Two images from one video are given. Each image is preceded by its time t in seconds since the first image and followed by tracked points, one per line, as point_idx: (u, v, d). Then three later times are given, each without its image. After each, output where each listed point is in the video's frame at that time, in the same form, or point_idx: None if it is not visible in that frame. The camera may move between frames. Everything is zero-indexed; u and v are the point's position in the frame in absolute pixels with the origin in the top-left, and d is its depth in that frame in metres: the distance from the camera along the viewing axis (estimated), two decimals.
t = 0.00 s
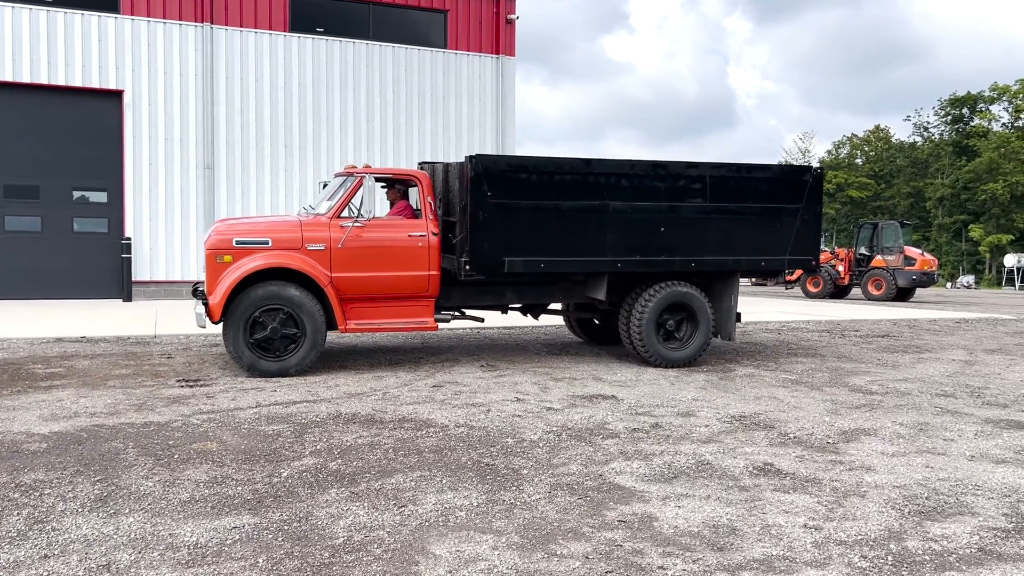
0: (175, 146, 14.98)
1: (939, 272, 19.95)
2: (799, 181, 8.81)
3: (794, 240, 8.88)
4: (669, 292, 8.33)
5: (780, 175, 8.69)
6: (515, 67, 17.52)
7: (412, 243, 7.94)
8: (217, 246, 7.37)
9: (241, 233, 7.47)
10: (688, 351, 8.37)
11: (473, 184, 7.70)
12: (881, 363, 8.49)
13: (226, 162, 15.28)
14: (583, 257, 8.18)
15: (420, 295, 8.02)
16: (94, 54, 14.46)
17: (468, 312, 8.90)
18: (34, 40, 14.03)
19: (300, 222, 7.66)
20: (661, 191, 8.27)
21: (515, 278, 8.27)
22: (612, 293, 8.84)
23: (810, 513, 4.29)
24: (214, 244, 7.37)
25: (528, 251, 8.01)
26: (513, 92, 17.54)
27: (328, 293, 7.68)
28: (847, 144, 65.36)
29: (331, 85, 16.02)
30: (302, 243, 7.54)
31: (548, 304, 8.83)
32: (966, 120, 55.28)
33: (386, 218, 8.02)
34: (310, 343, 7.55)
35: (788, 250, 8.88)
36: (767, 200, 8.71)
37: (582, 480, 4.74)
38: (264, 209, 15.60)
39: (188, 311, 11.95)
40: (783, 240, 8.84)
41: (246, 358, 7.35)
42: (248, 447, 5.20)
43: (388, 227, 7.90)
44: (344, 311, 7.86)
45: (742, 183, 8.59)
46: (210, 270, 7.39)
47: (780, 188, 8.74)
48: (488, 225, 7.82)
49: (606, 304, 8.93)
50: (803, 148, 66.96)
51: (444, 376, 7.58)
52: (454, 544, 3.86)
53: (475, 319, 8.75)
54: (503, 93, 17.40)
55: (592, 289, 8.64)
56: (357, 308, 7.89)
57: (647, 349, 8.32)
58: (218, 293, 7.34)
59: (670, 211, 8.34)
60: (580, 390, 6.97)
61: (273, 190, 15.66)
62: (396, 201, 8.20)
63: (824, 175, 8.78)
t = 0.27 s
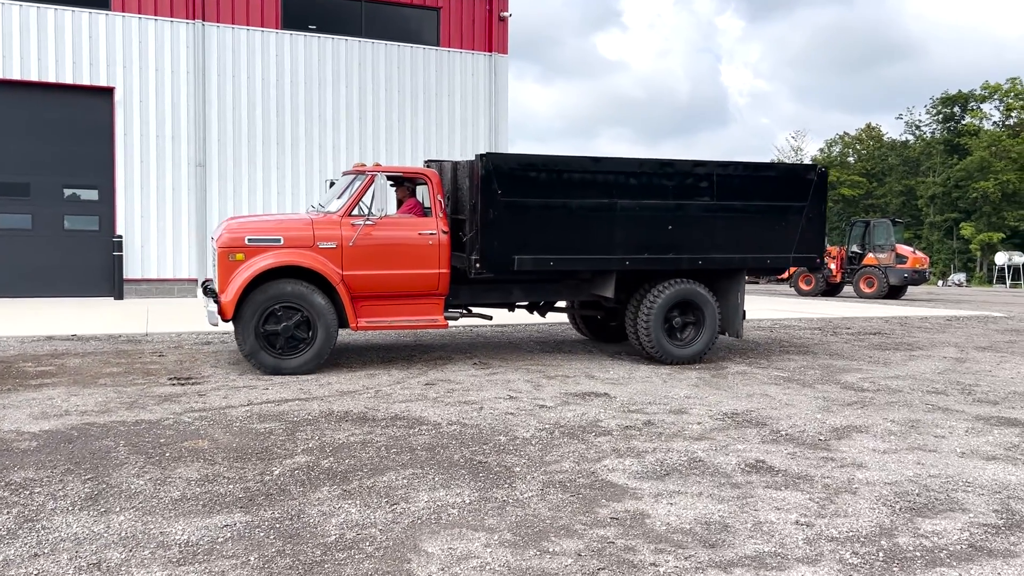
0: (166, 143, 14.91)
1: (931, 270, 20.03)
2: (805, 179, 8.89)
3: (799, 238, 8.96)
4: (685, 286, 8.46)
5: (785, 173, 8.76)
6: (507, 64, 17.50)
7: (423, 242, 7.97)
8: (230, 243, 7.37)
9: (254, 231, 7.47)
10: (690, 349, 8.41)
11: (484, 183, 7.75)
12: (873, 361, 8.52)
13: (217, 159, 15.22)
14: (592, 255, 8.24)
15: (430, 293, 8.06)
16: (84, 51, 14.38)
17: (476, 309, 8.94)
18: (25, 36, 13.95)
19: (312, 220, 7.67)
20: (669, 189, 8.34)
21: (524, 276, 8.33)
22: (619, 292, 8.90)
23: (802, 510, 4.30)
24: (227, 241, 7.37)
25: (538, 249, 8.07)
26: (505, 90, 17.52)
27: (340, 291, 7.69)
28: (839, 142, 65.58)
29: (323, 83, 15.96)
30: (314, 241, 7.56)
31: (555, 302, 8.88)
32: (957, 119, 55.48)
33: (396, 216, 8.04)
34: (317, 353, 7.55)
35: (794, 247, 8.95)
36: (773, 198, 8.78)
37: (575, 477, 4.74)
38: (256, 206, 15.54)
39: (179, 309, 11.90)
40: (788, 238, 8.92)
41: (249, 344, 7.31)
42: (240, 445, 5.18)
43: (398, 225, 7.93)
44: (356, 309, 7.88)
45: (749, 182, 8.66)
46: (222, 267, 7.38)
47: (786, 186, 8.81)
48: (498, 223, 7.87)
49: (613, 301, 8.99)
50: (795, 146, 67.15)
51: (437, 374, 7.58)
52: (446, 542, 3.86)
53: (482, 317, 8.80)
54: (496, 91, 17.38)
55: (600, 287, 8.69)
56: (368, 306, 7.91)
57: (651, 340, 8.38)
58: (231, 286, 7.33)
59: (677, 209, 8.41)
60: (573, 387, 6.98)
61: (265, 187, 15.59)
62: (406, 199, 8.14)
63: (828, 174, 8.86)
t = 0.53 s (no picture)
0: (159, 141, 14.86)
1: (923, 269, 20.10)
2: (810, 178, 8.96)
3: (804, 236, 9.05)
4: (695, 284, 8.56)
5: (790, 172, 8.83)
6: (501, 63, 17.49)
7: (433, 240, 7.98)
8: (242, 242, 7.37)
9: (265, 230, 7.47)
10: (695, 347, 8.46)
11: (494, 182, 7.77)
12: (865, 359, 8.55)
13: (210, 157, 15.17)
14: (600, 253, 8.29)
15: (439, 291, 8.08)
16: (77, 49, 14.33)
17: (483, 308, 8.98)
18: (17, 34, 13.91)
19: (323, 219, 7.69)
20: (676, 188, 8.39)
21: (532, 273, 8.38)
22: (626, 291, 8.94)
23: (794, 507, 4.31)
24: (238, 240, 7.37)
25: (547, 248, 8.11)
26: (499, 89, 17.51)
27: (351, 290, 7.70)
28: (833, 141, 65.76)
29: (316, 81, 15.92)
30: (326, 240, 7.57)
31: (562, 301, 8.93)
32: (950, 118, 55.65)
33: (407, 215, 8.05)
34: (319, 362, 7.54)
35: (798, 246, 9.03)
36: (778, 197, 8.85)
37: (567, 475, 4.75)
38: (249, 205, 15.50)
39: (171, 308, 11.87)
40: (793, 237, 9.00)
41: (257, 329, 7.35)
42: (232, 443, 5.17)
43: (408, 224, 7.94)
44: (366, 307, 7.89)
45: (755, 181, 8.72)
46: (233, 266, 7.38)
47: (791, 185, 8.88)
48: (508, 222, 7.90)
49: (619, 300, 9.04)
50: (789, 145, 67.30)
51: (430, 372, 7.58)
52: (438, 539, 3.86)
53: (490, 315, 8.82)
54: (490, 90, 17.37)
55: (607, 286, 8.74)
56: (379, 304, 7.92)
57: (656, 334, 8.43)
58: (243, 283, 7.35)
59: (685, 208, 8.46)
60: (566, 385, 6.98)
61: (257, 186, 15.55)
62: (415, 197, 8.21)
63: (833, 174, 8.94)
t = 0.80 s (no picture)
0: (152, 140, 14.81)
1: (917, 269, 20.16)
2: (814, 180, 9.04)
3: (808, 238, 9.11)
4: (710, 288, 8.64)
5: (795, 174, 8.91)
6: (496, 63, 17.47)
7: (443, 241, 8.00)
8: (254, 242, 7.37)
9: (276, 230, 7.48)
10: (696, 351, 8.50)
11: (504, 182, 7.83)
12: (858, 359, 8.57)
13: (204, 156, 15.14)
14: (608, 253, 8.33)
15: (449, 291, 8.10)
16: (70, 47, 14.29)
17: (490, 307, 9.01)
18: (10, 32, 13.88)
19: (334, 219, 7.72)
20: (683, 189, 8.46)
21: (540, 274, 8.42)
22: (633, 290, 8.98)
23: (785, 507, 4.32)
24: (250, 240, 7.37)
25: (556, 248, 8.15)
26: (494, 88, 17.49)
27: (361, 289, 7.72)
28: (828, 142, 65.89)
29: (310, 80, 15.90)
30: (337, 240, 7.60)
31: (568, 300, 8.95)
32: (944, 119, 55.79)
33: (416, 215, 8.06)
34: (321, 367, 7.54)
35: (803, 247, 9.10)
36: (783, 198, 8.92)
37: (560, 475, 4.75)
38: (242, 204, 15.45)
39: (164, 307, 11.84)
40: (798, 237, 9.06)
41: (271, 315, 7.39)
42: (224, 442, 5.16)
43: (418, 224, 7.96)
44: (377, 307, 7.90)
45: (760, 182, 8.80)
46: (245, 265, 7.38)
47: (795, 187, 8.96)
48: (518, 222, 7.95)
49: (626, 300, 9.08)
50: (784, 146, 67.42)
51: (423, 371, 7.58)
52: (430, 539, 3.85)
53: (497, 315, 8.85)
54: (484, 89, 17.34)
55: (614, 285, 8.78)
56: (389, 304, 7.94)
57: (661, 332, 8.49)
58: (255, 280, 7.37)
59: (692, 209, 8.53)
60: (559, 385, 6.98)
61: (251, 185, 15.51)
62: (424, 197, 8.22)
63: (837, 176, 9.02)
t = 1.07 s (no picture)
0: (146, 140, 14.79)
1: (910, 271, 20.22)
2: (818, 182, 9.10)
3: (812, 240, 9.15)
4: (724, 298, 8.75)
5: (799, 177, 8.97)
6: (491, 64, 17.47)
7: (452, 242, 8.03)
8: (265, 243, 7.36)
9: (287, 230, 7.48)
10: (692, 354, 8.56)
11: (513, 184, 7.85)
12: (851, 361, 8.59)
13: (198, 156, 15.11)
14: (616, 255, 8.36)
15: (458, 292, 8.13)
16: (64, 46, 14.27)
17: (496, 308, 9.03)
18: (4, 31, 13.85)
19: (344, 221, 7.72)
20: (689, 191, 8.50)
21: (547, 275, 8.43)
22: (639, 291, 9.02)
23: (775, 508, 4.33)
24: (260, 241, 7.36)
25: (564, 249, 8.17)
26: (488, 88, 17.49)
27: (372, 291, 7.73)
28: (823, 143, 66.03)
29: (305, 80, 15.89)
30: (347, 241, 7.61)
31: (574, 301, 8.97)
32: (938, 122, 55.95)
33: (426, 216, 8.08)
34: (317, 369, 7.50)
35: (807, 248, 9.14)
36: (788, 200, 8.97)
37: (551, 476, 4.75)
38: (236, 204, 15.42)
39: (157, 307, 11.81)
40: (802, 239, 9.10)
41: (287, 304, 7.39)
42: (215, 443, 5.15)
43: (428, 225, 7.98)
44: (386, 308, 7.92)
45: (765, 184, 8.84)
46: (256, 266, 7.37)
47: (799, 189, 9.00)
48: (527, 224, 7.97)
49: (631, 301, 9.11)
50: (779, 148, 67.55)
51: (416, 372, 7.58)
52: (420, 539, 3.85)
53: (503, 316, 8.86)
54: (479, 89, 17.34)
55: (620, 287, 8.81)
56: (398, 305, 7.96)
57: (666, 328, 8.56)
58: (267, 279, 7.37)
59: (698, 211, 8.56)
60: (552, 386, 6.98)
61: (244, 184, 15.48)
62: (434, 199, 8.22)
63: (840, 178, 9.08)
